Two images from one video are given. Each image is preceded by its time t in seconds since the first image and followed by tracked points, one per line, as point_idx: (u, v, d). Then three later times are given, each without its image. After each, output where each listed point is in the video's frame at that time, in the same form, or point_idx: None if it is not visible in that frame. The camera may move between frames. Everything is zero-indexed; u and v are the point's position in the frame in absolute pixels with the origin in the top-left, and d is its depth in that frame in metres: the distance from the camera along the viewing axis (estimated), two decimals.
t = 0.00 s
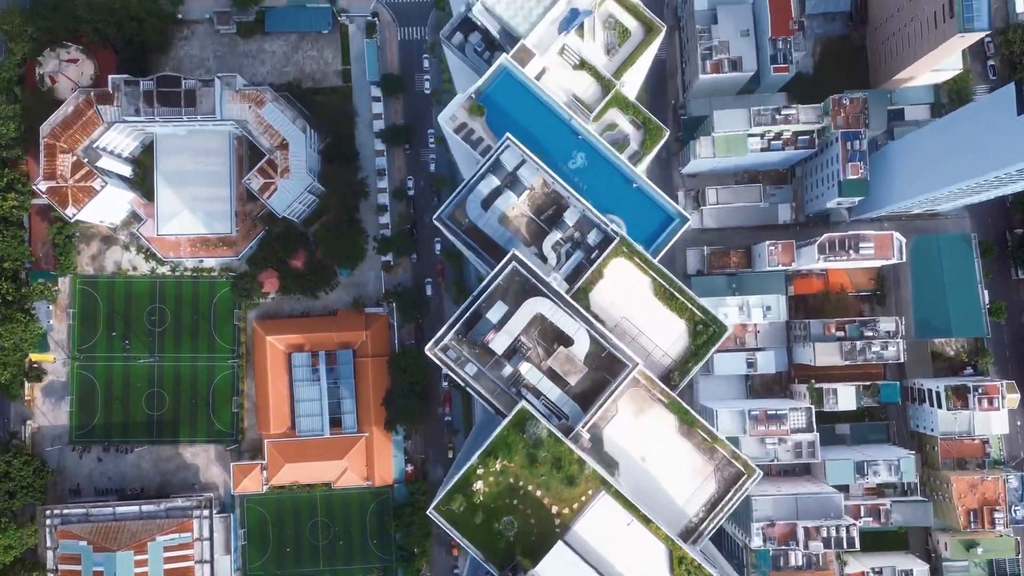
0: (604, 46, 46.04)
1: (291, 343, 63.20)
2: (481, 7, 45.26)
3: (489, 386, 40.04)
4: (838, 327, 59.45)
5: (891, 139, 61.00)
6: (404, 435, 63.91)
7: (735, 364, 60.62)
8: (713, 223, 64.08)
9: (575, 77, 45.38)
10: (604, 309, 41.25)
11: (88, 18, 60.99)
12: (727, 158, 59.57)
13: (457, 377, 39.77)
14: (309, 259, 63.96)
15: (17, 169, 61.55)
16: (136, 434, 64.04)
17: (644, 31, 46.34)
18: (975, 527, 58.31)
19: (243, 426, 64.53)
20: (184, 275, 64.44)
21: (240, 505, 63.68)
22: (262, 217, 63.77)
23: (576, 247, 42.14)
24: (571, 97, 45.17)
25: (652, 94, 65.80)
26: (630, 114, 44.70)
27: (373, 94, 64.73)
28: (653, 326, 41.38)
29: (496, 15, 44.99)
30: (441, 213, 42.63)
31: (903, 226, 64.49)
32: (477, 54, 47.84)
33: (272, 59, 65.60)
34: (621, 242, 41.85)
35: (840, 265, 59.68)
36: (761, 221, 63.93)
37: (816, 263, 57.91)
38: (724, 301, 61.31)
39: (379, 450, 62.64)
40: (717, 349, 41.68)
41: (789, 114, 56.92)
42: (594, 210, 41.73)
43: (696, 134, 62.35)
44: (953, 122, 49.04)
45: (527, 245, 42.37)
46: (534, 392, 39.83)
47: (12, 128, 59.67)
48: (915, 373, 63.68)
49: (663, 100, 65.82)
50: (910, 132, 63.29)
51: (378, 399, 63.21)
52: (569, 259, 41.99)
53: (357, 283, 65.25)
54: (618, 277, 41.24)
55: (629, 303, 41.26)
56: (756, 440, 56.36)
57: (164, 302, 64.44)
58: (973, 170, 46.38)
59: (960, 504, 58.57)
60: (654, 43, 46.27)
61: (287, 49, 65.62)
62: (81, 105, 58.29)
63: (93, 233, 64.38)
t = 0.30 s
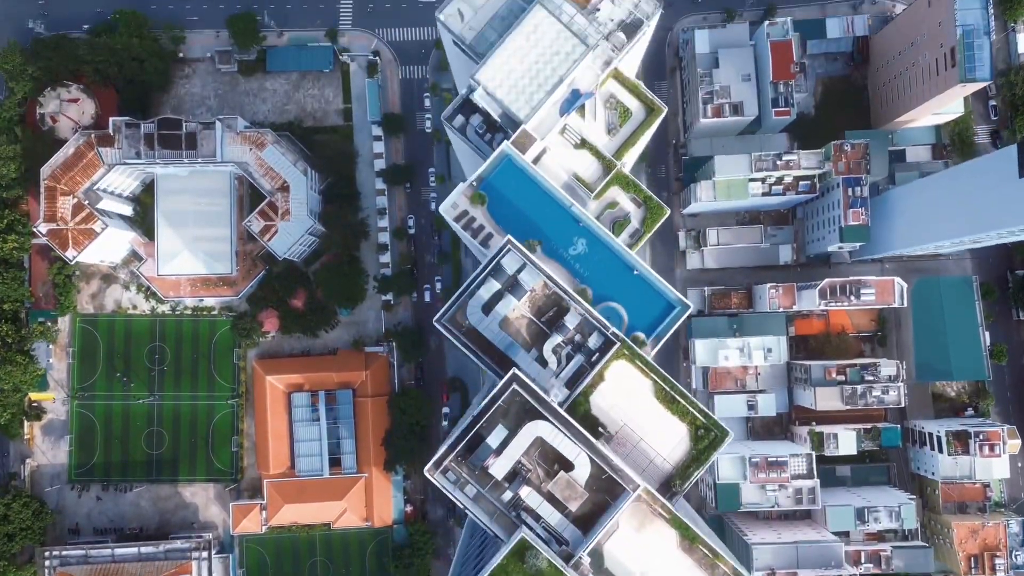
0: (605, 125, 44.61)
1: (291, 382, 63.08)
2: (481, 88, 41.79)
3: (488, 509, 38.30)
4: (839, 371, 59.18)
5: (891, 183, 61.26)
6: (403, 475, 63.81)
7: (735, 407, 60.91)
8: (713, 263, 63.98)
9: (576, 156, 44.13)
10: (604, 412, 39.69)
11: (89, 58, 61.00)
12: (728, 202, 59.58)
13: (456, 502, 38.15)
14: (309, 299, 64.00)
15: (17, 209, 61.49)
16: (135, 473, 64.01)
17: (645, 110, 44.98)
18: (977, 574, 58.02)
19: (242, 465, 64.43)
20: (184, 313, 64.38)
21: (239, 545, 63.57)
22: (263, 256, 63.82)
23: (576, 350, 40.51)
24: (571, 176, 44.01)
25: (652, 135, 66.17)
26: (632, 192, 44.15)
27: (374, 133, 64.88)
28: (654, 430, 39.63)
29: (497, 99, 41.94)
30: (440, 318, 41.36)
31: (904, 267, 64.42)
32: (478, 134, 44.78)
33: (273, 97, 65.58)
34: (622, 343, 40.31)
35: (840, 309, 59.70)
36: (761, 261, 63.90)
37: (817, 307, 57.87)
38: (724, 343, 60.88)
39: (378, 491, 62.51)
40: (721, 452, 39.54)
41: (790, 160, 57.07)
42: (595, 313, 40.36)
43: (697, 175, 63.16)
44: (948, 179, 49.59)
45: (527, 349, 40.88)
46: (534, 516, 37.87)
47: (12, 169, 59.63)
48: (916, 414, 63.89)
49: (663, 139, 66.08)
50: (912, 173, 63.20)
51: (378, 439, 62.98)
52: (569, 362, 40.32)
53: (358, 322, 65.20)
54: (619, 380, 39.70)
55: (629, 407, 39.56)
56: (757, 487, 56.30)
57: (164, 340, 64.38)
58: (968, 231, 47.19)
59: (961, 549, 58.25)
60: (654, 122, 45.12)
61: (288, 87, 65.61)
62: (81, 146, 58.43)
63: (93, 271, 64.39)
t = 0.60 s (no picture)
0: (605, 206, 47.85)
1: (290, 422, 62.94)
2: (482, 174, 43.46)
3: None
4: (838, 417, 59.12)
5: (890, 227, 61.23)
6: (402, 514, 63.75)
7: (734, 450, 60.74)
8: (713, 304, 63.82)
9: (576, 237, 47.43)
10: (604, 516, 42.47)
11: (91, 97, 61.00)
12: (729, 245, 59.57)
13: None
14: (309, 338, 63.97)
15: (17, 248, 61.47)
16: (134, 511, 63.99)
17: (645, 192, 47.93)
18: None
19: (241, 503, 64.31)
20: (184, 351, 64.30)
21: None
22: (263, 294, 63.89)
23: (576, 456, 42.22)
24: (573, 255, 47.27)
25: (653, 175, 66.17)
26: (631, 270, 47.47)
27: (375, 171, 64.94)
28: (652, 535, 42.41)
29: (498, 183, 43.56)
30: (440, 422, 42.63)
31: (904, 309, 64.38)
32: (480, 216, 48.10)
33: (274, 135, 65.61)
34: (621, 447, 42.55)
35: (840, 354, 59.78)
36: (761, 303, 63.85)
37: (817, 353, 57.85)
38: (724, 385, 60.67)
39: (377, 531, 62.43)
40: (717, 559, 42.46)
41: (791, 207, 57.13)
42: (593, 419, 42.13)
43: (698, 218, 63.32)
44: (948, 232, 49.52)
45: (526, 455, 42.43)
46: None
47: (13, 209, 59.56)
48: (917, 457, 63.81)
49: (664, 179, 66.11)
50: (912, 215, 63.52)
51: (376, 479, 62.75)
52: (569, 468, 42.10)
53: (357, 360, 65.13)
54: (618, 486, 42.43)
55: (629, 512, 42.37)
56: (756, 534, 56.28)
57: (163, 378, 64.31)
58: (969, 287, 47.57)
59: None
60: (653, 203, 48.19)
61: (289, 124, 65.66)
62: (81, 187, 58.31)
63: (92, 308, 64.36)
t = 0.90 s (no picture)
0: (606, 285, 48.33)
1: (287, 460, 62.84)
2: (486, 256, 44.46)
3: None
4: (838, 465, 58.78)
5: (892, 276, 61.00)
6: (399, 554, 63.45)
7: (733, 496, 60.25)
8: (713, 347, 63.94)
9: (576, 315, 47.62)
10: None
11: (92, 133, 60.84)
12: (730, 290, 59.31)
13: None
14: (307, 376, 63.77)
15: (16, 284, 61.41)
16: (129, 547, 63.86)
17: (645, 271, 48.65)
18: None
19: (237, 541, 64.21)
20: (182, 388, 64.17)
21: None
22: (262, 332, 63.82)
23: (575, 564, 41.28)
24: (573, 334, 47.31)
25: (655, 216, 66.06)
26: (631, 349, 47.60)
27: (376, 209, 64.76)
28: None
29: (500, 266, 44.61)
30: (436, 528, 41.90)
31: (905, 355, 64.22)
32: (480, 296, 51.31)
33: (276, 171, 65.55)
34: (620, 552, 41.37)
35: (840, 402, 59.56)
36: (762, 346, 63.81)
37: (817, 402, 57.57)
38: (724, 430, 60.50)
39: (373, 571, 61.97)
40: None
41: (792, 255, 57.08)
42: (592, 526, 41.21)
43: (699, 261, 63.45)
44: (953, 291, 49.26)
45: (523, 562, 42.14)
46: None
47: (12, 245, 59.51)
48: (916, 504, 63.35)
49: (666, 220, 66.05)
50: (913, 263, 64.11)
51: (373, 518, 62.43)
52: None
53: (355, 398, 65.02)
54: None
55: None
56: None
57: (161, 414, 64.18)
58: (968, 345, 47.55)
59: None
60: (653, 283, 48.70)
61: (291, 161, 65.60)
62: (81, 225, 58.15)
63: (91, 343, 64.26)
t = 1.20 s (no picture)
0: (605, 365, 47.36)
1: (282, 495, 62.73)
2: (485, 338, 44.79)
3: None
4: (834, 516, 58.55)
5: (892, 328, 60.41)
6: None
7: (728, 542, 59.98)
8: (713, 392, 63.69)
9: (575, 394, 46.60)
10: None
11: (95, 165, 61.04)
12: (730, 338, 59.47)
13: None
14: (304, 411, 63.62)
15: (15, 314, 61.37)
16: None
17: (645, 352, 47.67)
18: None
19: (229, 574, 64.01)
20: (179, 420, 64.11)
21: None
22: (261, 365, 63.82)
23: None
24: (571, 413, 46.47)
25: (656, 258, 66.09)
26: (629, 429, 46.80)
27: (378, 245, 64.70)
28: None
29: (497, 349, 44.94)
30: None
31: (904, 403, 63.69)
32: (478, 375, 50.30)
33: (278, 205, 65.56)
34: None
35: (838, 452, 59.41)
36: (761, 391, 63.56)
37: (815, 453, 57.23)
38: (721, 476, 60.32)
39: None
40: None
41: (793, 305, 56.84)
42: None
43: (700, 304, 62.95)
44: (956, 353, 49.18)
45: None
46: None
47: (12, 275, 59.54)
48: (910, 554, 62.79)
49: (666, 262, 66.11)
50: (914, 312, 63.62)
51: (367, 556, 62.24)
52: None
53: (352, 434, 64.93)
54: None
55: None
56: None
57: (157, 446, 64.05)
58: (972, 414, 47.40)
59: None
60: (653, 363, 47.75)
61: (293, 195, 65.61)
62: (81, 259, 58.13)
63: (89, 373, 64.14)
